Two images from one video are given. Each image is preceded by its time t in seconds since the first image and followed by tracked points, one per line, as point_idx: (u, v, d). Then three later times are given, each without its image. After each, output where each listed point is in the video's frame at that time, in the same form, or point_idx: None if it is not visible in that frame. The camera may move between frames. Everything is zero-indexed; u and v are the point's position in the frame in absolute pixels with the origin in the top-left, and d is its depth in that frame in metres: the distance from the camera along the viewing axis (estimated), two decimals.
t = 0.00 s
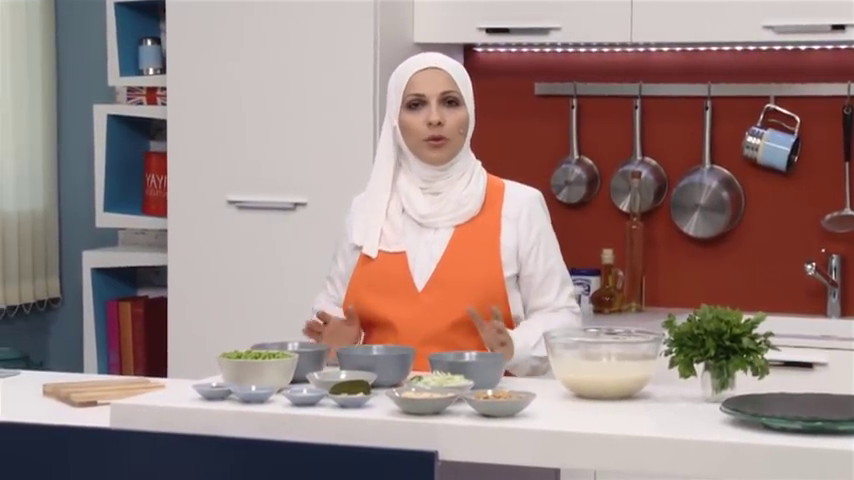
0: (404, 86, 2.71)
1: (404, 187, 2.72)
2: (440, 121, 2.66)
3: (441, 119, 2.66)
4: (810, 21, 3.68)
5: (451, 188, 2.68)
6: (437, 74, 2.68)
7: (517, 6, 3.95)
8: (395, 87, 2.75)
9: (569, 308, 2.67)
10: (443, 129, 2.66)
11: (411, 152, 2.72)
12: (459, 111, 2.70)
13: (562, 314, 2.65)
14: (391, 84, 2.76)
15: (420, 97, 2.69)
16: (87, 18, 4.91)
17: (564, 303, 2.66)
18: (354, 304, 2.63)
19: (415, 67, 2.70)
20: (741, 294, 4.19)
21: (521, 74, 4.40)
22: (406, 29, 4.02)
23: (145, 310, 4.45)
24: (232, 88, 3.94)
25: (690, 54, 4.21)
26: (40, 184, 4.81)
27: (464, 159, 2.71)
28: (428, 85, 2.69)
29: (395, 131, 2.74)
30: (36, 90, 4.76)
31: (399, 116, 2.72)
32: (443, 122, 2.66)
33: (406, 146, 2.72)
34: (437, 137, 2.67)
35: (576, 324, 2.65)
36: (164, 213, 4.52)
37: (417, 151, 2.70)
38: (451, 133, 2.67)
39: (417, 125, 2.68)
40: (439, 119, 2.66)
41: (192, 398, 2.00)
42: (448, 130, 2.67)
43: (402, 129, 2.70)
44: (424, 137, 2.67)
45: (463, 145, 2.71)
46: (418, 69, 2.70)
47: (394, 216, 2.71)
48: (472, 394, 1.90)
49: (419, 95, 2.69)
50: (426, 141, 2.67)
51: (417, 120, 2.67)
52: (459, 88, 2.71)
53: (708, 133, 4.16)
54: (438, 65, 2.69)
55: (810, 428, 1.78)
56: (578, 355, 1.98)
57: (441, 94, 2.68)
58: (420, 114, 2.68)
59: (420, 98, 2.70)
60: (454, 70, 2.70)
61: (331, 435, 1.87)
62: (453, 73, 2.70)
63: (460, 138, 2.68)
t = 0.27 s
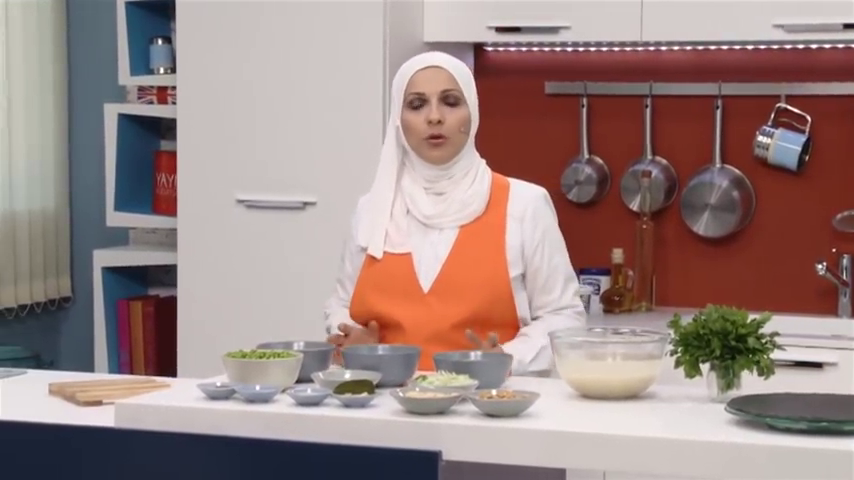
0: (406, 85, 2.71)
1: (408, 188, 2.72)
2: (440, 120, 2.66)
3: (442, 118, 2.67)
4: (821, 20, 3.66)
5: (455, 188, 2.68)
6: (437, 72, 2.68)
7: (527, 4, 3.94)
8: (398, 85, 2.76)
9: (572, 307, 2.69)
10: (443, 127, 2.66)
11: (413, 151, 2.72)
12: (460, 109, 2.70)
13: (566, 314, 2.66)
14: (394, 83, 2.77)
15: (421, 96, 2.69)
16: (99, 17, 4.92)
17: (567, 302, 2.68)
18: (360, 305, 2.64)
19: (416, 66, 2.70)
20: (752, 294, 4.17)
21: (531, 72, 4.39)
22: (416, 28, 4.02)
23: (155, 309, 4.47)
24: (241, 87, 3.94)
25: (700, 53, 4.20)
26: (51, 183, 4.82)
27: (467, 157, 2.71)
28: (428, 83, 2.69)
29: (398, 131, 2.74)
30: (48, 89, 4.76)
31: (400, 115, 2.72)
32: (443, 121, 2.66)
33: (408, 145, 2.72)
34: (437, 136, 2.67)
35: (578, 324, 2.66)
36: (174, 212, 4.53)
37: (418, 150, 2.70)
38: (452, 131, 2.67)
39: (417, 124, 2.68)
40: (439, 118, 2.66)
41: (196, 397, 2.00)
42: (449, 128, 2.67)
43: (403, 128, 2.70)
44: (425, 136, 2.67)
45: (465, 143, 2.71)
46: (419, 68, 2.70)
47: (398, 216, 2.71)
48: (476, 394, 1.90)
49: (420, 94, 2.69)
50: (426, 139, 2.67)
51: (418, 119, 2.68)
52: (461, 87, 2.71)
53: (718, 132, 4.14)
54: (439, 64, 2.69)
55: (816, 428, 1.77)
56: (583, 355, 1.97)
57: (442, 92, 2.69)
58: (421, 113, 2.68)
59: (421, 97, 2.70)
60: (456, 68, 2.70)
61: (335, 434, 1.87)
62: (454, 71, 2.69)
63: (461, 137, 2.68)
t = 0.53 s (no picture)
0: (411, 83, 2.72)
1: (411, 187, 2.72)
2: (442, 119, 2.66)
3: (444, 117, 2.67)
4: (830, 19, 3.65)
5: (458, 188, 2.69)
6: (441, 71, 2.68)
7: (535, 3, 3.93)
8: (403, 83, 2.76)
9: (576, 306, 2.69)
10: (445, 126, 2.66)
11: (417, 150, 2.72)
12: (464, 108, 2.69)
13: (570, 313, 2.67)
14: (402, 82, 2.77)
15: (425, 94, 2.69)
16: (110, 17, 4.93)
17: (571, 301, 2.68)
18: (363, 303, 2.64)
19: (421, 65, 2.71)
20: (760, 294, 4.16)
21: (540, 71, 4.38)
22: (424, 26, 4.01)
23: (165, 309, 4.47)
24: (249, 86, 3.93)
25: (710, 52, 4.18)
26: (61, 181, 4.84)
27: (470, 157, 2.71)
28: (432, 82, 2.69)
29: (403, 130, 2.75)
30: (59, 88, 4.78)
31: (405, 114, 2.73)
32: (445, 119, 2.66)
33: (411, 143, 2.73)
34: (439, 134, 2.67)
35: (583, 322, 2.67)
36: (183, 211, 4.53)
37: (420, 148, 2.70)
38: (453, 131, 2.67)
39: (420, 122, 2.68)
40: (441, 116, 2.66)
41: (199, 396, 2.00)
42: (450, 127, 2.67)
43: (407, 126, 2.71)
44: (426, 134, 2.67)
45: (467, 142, 2.70)
46: (424, 66, 2.70)
47: (402, 215, 2.71)
48: (478, 394, 1.89)
49: (424, 93, 2.70)
50: (428, 137, 2.67)
51: (420, 117, 2.68)
52: (465, 87, 2.71)
53: (727, 131, 4.13)
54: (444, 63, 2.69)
55: (819, 429, 1.77)
56: (587, 355, 1.96)
57: (445, 91, 2.69)
58: (424, 111, 2.69)
59: (425, 95, 2.71)
60: (460, 67, 2.70)
61: (337, 434, 1.86)
62: (458, 70, 2.69)
63: (462, 136, 2.68)
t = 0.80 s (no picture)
0: (417, 88, 2.69)
1: (422, 187, 2.73)
2: (448, 127, 2.64)
3: (450, 124, 2.64)
4: (840, 18, 3.63)
5: (468, 189, 2.69)
6: (446, 76, 2.66)
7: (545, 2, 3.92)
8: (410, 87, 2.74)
9: (582, 309, 2.67)
10: (451, 134, 2.64)
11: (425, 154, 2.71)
12: (470, 113, 2.67)
13: (573, 314, 2.65)
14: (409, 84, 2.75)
15: (430, 101, 2.67)
16: (120, 17, 4.94)
17: (576, 304, 2.66)
18: (372, 300, 2.69)
19: (426, 69, 2.68)
20: (770, 294, 4.15)
21: (550, 70, 4.37)
22: (434, 26, 4.00)
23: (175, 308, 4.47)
24: (258, 86, 3.93)
25: (720, 51, 4.17)
26: (72, 179, 4.84)
27: (481, 159, 2.70)
28: (438, 88, 2.67)
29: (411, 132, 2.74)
30: (70, 87, 4.78)
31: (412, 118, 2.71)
32: (451, 127, 2.64)
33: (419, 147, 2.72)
34: (446, 142, 2.65)
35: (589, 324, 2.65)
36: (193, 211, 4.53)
37: (430, 154, 2.70)
38: (460, 138, 2.65)
39: (427, 129, 2.67)
40: (447, 125, 2.64)
41: (203, 396, 1.99)
42: (457, 135, 2.65)
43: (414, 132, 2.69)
44: (433, 142, 2.65)
45: (475, 147, 2.69)
46: (429, 71, 2.68)
47: (412, 214, 2.73)
48: (482, 394, 1.89)
49: (430, 99, 2.67)
50: (435, 145, 2.66)
51: (427, 124, 2.66)
52: (471, 91, 2.68)
53: (738, 130, 4.11)
54: (449, 69, 2.67)
55: (824, 429, 1.76)
56: (592, 354, 1.95)
57: (451, 97, 2.66)
58: (430, 118, 2.67)
59: (431, 101, 2.68)
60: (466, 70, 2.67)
61: (340, 434, 1.86)
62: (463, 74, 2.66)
63: (470, 143, 2.66)
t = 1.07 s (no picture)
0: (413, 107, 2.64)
1: (431, 185, 2.72)
2: (449, 147, 2.61)
3: (451, 145, 2.61)
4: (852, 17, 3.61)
5: (477, 189, 2.68)
6: (442, 97, 2.60)
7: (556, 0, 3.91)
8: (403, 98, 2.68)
9: (591, 308, 2.64)
10: (453, 153, 2.61)
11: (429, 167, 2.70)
12: (469, 130, 2.63)
13: (584, 314, 2.63)
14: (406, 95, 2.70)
15: (428, 122, 2.62)
16: (133, 16, 4.95)
17: (586, 305, 2.64)
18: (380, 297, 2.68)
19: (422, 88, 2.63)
20: (783, 294, 4.14)
21: (563, 69, 4.36)
22: (446, 25, 3.99)
23: (187, 307, 4.47)
24: (269, 86, 3.93)
25: (733, 50, 4.15)
26: (85, 177, 4.85)
27: (486, 164, 2.69)
28: (435, 108, 2.61)
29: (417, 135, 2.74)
30: (83, 87, 4.79)
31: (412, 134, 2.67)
32: (452, 147, 2.61)
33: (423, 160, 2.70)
34: (449, 160, 2.63)
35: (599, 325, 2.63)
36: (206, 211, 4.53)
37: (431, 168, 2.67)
38: (462, 155, 2.62)
39: (427, 148, 2.63)
40: (448, 145, 2.60)
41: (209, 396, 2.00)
42: (459, 153, 2.62)
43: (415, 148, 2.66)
44: (436, 161, 2.63)
45: (479, 157, 2.67)
46: (424, 91, 2.62)
47: (421, 212, 2.72)
48: (487, 394, 1.88)
49: (427, 119, 2.62)
50: (438, 164, 2.64)
51: (427, 145, 2.63)
52: (468, 106, 2.63)
53: (750, 130, 4.10)
54: (444, 86, 2.61)
55: (830, 431, 1.75)
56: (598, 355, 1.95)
57: (449, 118, 2.61)
58: (429, 138, 2.62)
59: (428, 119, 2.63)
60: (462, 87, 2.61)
61: (345, 434, 1.86)
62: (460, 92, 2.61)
63: (472, 158, 2.64)
